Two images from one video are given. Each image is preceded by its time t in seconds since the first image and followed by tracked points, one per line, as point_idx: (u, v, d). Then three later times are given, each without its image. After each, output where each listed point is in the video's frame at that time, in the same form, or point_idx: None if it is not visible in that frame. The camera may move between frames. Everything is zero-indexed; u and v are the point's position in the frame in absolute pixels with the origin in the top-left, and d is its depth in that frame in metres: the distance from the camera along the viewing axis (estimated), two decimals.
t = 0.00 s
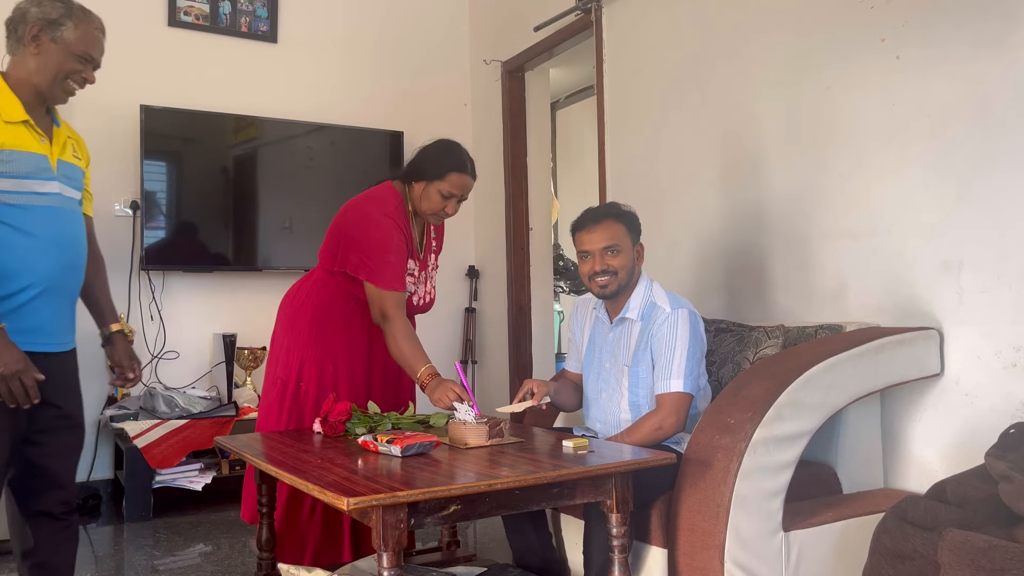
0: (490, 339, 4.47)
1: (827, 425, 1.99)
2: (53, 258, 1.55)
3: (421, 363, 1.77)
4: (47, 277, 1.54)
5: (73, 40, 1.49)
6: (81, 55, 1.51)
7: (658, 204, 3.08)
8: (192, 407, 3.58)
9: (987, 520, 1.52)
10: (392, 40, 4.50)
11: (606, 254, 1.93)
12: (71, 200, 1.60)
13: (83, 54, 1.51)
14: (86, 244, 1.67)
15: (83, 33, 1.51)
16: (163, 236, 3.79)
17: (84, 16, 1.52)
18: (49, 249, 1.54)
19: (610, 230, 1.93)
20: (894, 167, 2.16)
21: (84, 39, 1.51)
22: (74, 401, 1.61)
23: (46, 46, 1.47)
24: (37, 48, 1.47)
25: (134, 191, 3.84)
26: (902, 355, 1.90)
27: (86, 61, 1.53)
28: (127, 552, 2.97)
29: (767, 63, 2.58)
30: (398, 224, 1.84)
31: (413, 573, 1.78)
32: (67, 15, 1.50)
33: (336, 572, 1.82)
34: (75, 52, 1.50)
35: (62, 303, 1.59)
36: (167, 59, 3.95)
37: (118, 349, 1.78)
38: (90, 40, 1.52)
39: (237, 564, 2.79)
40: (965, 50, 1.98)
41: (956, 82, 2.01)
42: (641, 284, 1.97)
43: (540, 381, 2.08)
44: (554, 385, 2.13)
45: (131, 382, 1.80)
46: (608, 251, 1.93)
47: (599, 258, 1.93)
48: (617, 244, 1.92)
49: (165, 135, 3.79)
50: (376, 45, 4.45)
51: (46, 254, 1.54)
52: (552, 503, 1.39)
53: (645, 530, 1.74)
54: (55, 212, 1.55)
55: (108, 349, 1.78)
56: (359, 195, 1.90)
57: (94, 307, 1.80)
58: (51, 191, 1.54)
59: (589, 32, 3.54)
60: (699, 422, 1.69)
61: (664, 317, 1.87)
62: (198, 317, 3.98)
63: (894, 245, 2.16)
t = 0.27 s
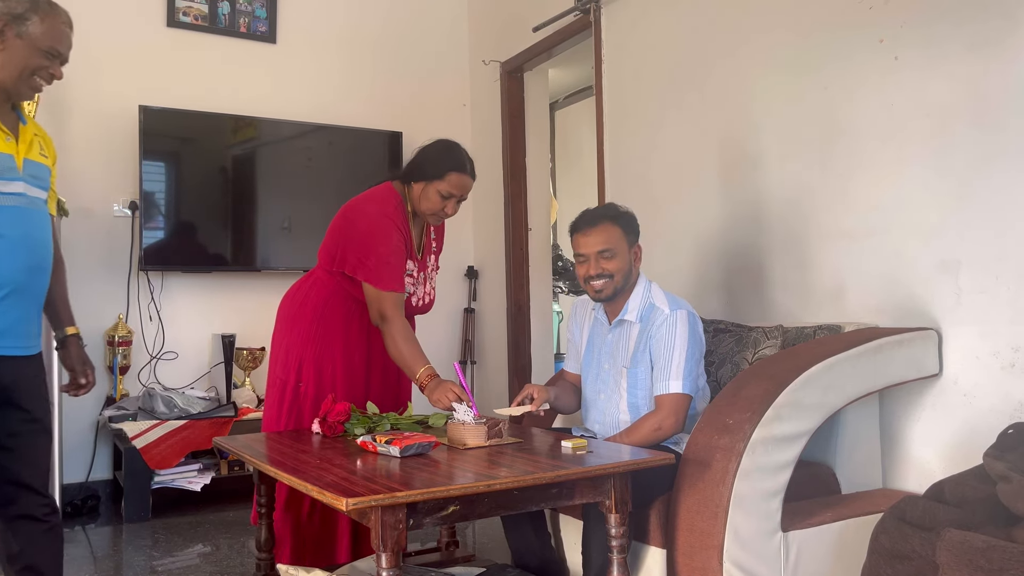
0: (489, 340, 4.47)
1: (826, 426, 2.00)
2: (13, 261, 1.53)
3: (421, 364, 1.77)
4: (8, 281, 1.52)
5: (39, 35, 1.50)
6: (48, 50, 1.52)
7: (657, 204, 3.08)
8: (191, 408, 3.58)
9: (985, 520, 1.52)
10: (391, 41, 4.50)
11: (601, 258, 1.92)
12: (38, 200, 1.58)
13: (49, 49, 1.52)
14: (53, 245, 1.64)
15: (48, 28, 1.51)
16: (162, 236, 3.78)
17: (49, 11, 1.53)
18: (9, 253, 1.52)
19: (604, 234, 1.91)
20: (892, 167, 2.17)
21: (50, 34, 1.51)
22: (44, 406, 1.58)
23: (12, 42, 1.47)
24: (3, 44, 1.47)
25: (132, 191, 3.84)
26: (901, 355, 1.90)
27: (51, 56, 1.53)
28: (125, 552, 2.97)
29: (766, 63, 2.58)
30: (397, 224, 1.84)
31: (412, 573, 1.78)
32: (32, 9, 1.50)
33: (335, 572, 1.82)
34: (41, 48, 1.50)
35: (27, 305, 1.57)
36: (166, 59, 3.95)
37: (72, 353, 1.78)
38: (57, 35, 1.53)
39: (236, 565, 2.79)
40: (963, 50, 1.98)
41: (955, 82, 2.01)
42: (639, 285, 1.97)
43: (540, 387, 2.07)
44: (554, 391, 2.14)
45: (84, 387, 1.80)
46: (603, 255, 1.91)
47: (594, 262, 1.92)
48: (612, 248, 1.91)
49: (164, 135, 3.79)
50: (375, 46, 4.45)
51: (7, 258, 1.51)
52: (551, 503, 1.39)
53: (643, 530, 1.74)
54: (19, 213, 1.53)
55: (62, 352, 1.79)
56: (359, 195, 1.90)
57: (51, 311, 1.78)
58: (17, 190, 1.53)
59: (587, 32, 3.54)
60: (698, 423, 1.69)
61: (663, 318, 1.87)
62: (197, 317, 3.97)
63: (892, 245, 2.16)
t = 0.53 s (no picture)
0: (487, 340, 4.46)
1: (825, 426, 2.00)
2: None
3: (421, 367, 1.77)
4: None
5: (10, 30, 1.49)
6: (18, 46, 1.52)
7: (655, 204, 3.09)
8: (189, 408, 3.57)
9: (984, 519, 1.52)
10: (389, 41, 4.50)
11: (591, 275, 1.90)
12: (15, 197, 1.56)
13: (20, 45, 1.52)
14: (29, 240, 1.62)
15: (20, 24, 1.51)
16: (159, 236, 3.78)
17: (21, 6, 1.52)
18: None
19: (595, 250, 1.88)
20: (891, 167, 2.17)
21: (21, 29, 1.51)
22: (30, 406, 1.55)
23: None
24: None
25: (130, 191, 3.84)
26: (899, 356, 1.90)
27: (22, 54, 1.53)
28: (123, 553, 2.97)
29: (764, 64, 2.59)
30: (396, 228, 1.84)
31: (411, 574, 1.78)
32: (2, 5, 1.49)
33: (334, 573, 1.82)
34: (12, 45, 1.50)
35: (7, 303, 1.55)
36: (164, 60, 3.95)
37: (50, 353, 1.79)
38: (28, 30, 1.52)
39: (234, 566, 2.78)
40: (961, 51, 1.99)
41: (953, 82, 2.01)
42: (639, 289, 1.97)
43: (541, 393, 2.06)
44: (555, 397, 2.14)
45: (63, 388, 1.79)
46: (593, 272, 1.89)
47: (585, 278, 1.91)
48: (602, 266, 1.89)
49: (162, 136, 3.79)
50: (373, 46, 4.45)
51: None
52: (550, 503, 1.39)
53: (642, 530, 1.74)
54: None
55: (40, 352, 1.79)
56: (358, 198, 1.89)
57: (28, 311, 1.79)
58: None
59: (585, 32, 3.54)
60: (697, 423, 1.70)
61: (663, 322, 1.86)
62: (195, 318, 3.97)
63: (890, 245, 2.17)
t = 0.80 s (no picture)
0: (484, 340, 4.46)
1: (822, 426, 2.00)
2: None
3: (421, 369, 1.77)
4: None
5: None
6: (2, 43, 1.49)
7: (652, 204, 3.09)
8: (185, 409, 3.58)
9: (980, 519, 1.52)
10: (386, 41, 4.49)
11: (586, 280, 1.90)
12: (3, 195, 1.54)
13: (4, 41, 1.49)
14: (23, 239, 1.59)
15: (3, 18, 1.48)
16: (155, 237, 3.77)
17: (3, 2, 1.49)
18: None
19: (591, 257, 1.88)
20: (887, 168, 2.17)
21: (5, 25, 1.48)
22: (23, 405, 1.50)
23: None
24: None
25: (126, 192, 3.83)
26: (895, 356, 1.91)
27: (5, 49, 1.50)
28: (120, 555, 2.96)
29: (761, 65, 2.59)
30: (394, 230, 1.84)
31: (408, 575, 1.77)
32: None
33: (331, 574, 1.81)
34: None
35: (1, 303, 1.51)
36: (160, 60, 3.94)
37: (45, 351, 1.79)
38: (13, 26, 1.50)
39: (231, 567, 2.78)
40: (957, 51, 1.99)
41: (949, 83, 2.01)
42: (637, 291, 1.96)
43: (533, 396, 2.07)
44: (549, 399, 2.15)
45: (59, 385, 1.79)
46: (589, 278, 1.90)
47: (581, 284, 1.91)
48: (597, 273, 1.89)
49: (158, 136, 3.78)
50: (370, 47, 4.45)
51: None
52: (547, 504, 1.39)
53: (639, 531, 1.74)
54: None
55: (34, 351, 1.79)
56: (355, 200, 1.89)
57: (22, 309, 1.78)
58: None
59: (582, 33, 3.54)
60: (694, 424, 1.70)
61: (661, 324, 1.86)
62: (192, 319, 3.96)
63: (887, 246, 2.17)
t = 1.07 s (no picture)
0: (480, 342, 4.46)
1: (816, 426, 2.01)
2: None
3: (417, 370, 1.76)
4: None
5: None
6: None
7: (647, 205, 3.09)
8: (180, 411, 3.55)
9: (975, 518, 1.53)
10: (381, 42, 4.49)
11: (580, 284, 1.90)
12: None
13: None
14: (18, 240, 1.59)
15: None
16: (149, 239, 3.76)
17: None
18: None
19: (582, 261, 1.88)
20: (881, 169, 2.18)
21: None
22: (14, 406, 1.49)
23: None
24: None
25: (121, 193, 3.82)
26: (890, 356, 1.91)
27: None
28: (115, 557, 2.95)
29: (756, 66, 2.59)
30: (389, 232, 1.84)
31: None
32: None
33: None
34: None
35: None
36: (154, 61, 3.93)
37: (44, 349, 1.78)
38: (7, 26, 1.49)
39: (226, 569, 2.77)
40: (951, 52, 2.00)
41: (943, 83, 2.02)
42: (631, 292, 1.96)
43: (531, 401, 2.06)
44: (546, 404, 2.14)
45: (61, 382, 1.79)
46: (582, 282, 1.90)
47: (575, 288, 1.91)
48: (590, 277, 1.89)
49: (152, 138, 3.77)
50: (365, 48, 4.44)
51: None
52: (542, 505, 1.39)
53: (635, 532, 1.74)
54: None
55: (34, 349, 1.78)
56: (350, 202, 1.89)
57: (18, 308, 1.77)
58: None
59: (577, 34, 3.54)
60: (689, 425, 1.70)
61: (656, 325, 1.86)
62: (186, 321, 3.95)
63: (881, 246, 2.17)
